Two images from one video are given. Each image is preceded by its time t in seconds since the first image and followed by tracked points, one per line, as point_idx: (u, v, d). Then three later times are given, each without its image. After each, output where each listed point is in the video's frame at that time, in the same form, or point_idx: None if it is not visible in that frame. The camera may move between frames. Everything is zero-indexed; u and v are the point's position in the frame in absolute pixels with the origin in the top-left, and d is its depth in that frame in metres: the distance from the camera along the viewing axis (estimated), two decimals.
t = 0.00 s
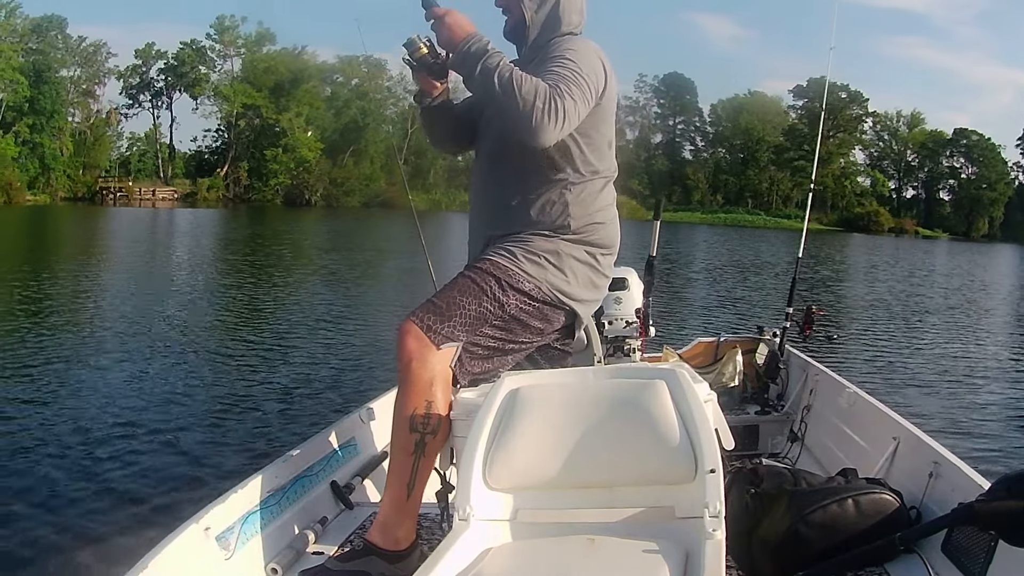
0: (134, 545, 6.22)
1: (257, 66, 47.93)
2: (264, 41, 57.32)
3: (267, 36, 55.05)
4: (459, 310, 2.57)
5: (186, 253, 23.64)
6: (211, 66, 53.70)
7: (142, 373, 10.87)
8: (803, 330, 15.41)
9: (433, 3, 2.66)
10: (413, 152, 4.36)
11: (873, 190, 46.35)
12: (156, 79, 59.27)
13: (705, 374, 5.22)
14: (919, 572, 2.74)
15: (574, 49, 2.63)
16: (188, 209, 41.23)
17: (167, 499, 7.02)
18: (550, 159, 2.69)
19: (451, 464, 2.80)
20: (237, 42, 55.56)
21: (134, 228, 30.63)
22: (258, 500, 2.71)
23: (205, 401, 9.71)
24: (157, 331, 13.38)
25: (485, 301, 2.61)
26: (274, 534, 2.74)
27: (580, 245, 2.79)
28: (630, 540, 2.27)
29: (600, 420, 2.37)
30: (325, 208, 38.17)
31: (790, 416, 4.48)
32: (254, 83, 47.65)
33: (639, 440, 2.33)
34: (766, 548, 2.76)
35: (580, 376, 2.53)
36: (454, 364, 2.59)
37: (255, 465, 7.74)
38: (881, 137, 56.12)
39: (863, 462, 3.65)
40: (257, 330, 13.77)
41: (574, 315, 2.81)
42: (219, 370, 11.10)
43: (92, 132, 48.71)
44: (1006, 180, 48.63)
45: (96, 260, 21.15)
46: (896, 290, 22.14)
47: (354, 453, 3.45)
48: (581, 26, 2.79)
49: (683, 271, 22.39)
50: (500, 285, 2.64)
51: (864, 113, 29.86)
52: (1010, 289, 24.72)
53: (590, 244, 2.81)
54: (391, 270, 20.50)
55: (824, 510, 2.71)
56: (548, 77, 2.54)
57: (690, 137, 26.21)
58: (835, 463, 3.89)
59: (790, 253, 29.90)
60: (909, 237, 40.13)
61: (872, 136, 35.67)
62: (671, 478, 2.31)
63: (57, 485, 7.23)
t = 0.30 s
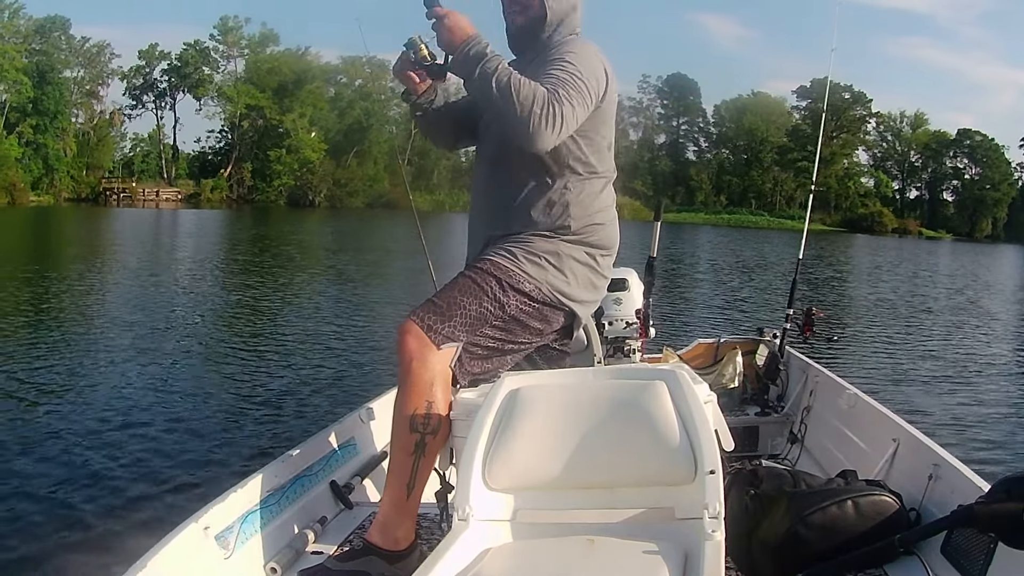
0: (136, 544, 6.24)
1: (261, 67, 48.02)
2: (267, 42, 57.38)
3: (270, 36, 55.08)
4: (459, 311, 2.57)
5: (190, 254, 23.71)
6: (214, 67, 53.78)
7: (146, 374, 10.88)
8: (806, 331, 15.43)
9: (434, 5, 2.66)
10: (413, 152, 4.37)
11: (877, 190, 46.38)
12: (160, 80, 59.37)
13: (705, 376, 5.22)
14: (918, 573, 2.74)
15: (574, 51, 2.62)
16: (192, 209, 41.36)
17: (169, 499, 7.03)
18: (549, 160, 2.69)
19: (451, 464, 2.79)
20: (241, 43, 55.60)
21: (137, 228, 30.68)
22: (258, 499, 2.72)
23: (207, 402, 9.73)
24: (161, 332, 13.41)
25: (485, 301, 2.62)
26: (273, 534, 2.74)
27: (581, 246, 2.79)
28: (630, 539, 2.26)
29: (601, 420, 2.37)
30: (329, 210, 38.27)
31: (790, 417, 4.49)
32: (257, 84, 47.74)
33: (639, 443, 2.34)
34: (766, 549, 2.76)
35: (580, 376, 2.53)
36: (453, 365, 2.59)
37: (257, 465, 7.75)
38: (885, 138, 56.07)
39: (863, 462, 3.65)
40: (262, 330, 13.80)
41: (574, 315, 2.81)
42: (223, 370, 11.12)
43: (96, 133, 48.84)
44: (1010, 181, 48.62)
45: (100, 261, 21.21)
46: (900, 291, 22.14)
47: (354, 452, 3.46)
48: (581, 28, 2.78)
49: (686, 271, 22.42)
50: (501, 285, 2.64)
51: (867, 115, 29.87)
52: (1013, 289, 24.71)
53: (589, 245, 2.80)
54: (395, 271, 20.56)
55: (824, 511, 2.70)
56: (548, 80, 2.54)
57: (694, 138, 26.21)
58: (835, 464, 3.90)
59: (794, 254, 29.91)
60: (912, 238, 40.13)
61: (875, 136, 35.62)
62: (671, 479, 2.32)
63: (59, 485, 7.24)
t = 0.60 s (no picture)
0: (138, 545, 6.25)
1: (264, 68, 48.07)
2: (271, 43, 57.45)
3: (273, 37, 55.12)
4: (461, 312, 2.58)
5: (194, 255, 23.75)
6: (217, 68, 53.84)
7: (150, 375, 10.90)
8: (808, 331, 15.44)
9: (418, 51, 2.70)
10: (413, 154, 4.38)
11: (880, 191, 46.40)
12: (163, 81, 59.41)
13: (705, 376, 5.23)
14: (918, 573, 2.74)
15: (574, 57, 2.63)
16: (195, 210, 41.44)
17: (170, 500, 7.03)
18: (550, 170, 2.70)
19: (451, 464, 2.80)
20: (243, 45, 55.63)
21: (140, 229, 30.71)
22: (258, 500, 2.72)
23: (210, 402, 9.74)
24: (165, 333, 13.43)
25: (487, 303, 2.62)
26: (274, 534, 2.75)
27: (581, 249, 2.79)
28: (630, 539, 2.27)
29: (602, 421, 2.37)
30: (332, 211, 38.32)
31: (791, 418, 4.49)
32: (261, 85, 47.80)
33: (640, 443, 2.34)
34: (766, 549, 2.76)
35: (581, 376, 2.53)
36: (454, 366, 2.59)
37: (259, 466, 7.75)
38: (888, 138, 56.04)
39: (863, 463, 3.65)
40: (265, 331, 13.83)
41: (574, 316, 2.81)
42: (226, 371, 11.14)
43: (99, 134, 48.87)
44: (1013, 181, 48.62)
45: (104, 262, 21.26)
46: (903, 291, 22.14)
47: (354, 453, 3.46)
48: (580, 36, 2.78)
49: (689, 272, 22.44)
50: (502, 286, 2.65)
51: (870, 115, 29.86)
52: (1016, 289, 24.71)
53: (590, 247, 2.80)
54: (398, 271, 20.61)
55: (825, 511, 2.70)
56: (550, 90, 2.54)
57: (696, 138, 26.20)
58: (835, 464, 3.90)
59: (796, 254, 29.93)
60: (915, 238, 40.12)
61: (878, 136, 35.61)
62: (671, 479, 2.32)
63: (61, 486, 7.24)
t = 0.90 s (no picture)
0: (139, 546, 6.26)
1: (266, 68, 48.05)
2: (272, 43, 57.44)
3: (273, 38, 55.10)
4: (459, 312, 2.58)
5: (195, 254, 23.78)
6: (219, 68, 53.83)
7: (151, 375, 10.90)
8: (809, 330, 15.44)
9: (419, 76, 2.72)
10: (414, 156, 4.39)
11: (882, 191, 46.38)
12: (164, 81, 59.39)
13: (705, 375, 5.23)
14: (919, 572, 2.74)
15: (573, 60, 2.63)
16: (196, 211, 41.44)
17: (171, 501, 7.04)
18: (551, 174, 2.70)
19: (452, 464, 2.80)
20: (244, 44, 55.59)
21: (142, 229, 30.71)
22: (258, 502, 2.72)
23: (211, 402, 9.75)
24: (167, 333, 13.45)
25: (485, 303, 2.63)
26: (275, 536, 2.75)
27: (581, 248, 2.79)
28: (630, 539, 2.27)
29: (602, 421, 2.37)
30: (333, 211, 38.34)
31: (791, 417, 4.49)
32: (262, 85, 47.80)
33: (640, 443, 2.34)
34: (767, 548, 2.76)
35: (580, 376, 2.54)
36: (454, 366, 2.60)
37: (260, 467, 7.75)
38: (889, 138, 56.03)
39: (863, 462, 3.65)
40: (267, 330, 13.85)
41: (574, 316, 2.81)
42: (228, 371, 11.15)
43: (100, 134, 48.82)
44: (1014, 181, 48.59)
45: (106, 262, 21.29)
46: (904, 291, 22.14)
47: (355, 454, 3.46)
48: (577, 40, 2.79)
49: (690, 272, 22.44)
50: (501, 286, 2.65)
51: (873, 115, 29.85)
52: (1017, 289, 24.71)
53: (590, 247, 2.81)
54: (400, 271, 20.62)
55: (826, 510, 2.70)
56: (550, 97, 2.55)
57: (698, 138, 26.18)
58: (835, 463, 3.90)
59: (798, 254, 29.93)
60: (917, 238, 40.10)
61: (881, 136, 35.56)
62: (672, 479, 2.31)
63: (61, 487, 7.24)
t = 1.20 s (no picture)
0: (140, 545, 6.28)
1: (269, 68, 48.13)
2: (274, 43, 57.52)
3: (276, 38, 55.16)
4: (458, 312, 2.58)
5: (198, 254, 23.85)
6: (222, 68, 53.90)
7: (153, 374, 10.91)
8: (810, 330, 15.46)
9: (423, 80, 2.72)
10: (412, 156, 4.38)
11: (884, 191, 46.42)
12: (167, 81, 59.43)
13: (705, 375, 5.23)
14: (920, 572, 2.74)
15: (573, 63, 2.63)
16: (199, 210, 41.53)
17: (173, 500, 7.06)
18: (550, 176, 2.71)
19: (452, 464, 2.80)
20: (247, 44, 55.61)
21: (145, 229, 30.80)
22: (259, 503, 2.72)
23: (213, 402, 9.76)
24: (169, 332, 13.45)
25: (485, 303, 2.63)
26: (275, 536, 2.76)
27: (580, 249, 2.80)
28: (631, 539, 2.27)
29: (602, 421, 2.38)
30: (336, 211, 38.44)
31: (791, 417, 4.49)
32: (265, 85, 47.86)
33: (641, 442, 2.34)
34: (767, 549, 2.76)
35: (580, 376, 2.54)
36: (453, 367, 2.59)
37: (262, 466, 7.77)
38: (892, 138, 56.02)
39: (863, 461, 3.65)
40: (270, 330, 13.87)
41: (573, 316, 2.81)
42: (230, 371, 11.16)
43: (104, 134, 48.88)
44: (1017, 182, 48.59)
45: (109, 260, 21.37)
46: (906, 291, 22.15)
47: (355, 455, 3.46)
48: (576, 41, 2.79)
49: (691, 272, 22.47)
50: (500, 287, 2.65)
51: (875, 115, 29.86)
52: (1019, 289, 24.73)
53: (589, 247, 2.81)
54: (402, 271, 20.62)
55: (826, 510, 2.71)
56: (552, 99, 2.55)
57: (701, 137, 26.18)
58: (835, 462, 3.90)
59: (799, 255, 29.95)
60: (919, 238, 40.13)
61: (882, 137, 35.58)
62: (672, 479, 2.32)
63: (64, 486, 7.26)
